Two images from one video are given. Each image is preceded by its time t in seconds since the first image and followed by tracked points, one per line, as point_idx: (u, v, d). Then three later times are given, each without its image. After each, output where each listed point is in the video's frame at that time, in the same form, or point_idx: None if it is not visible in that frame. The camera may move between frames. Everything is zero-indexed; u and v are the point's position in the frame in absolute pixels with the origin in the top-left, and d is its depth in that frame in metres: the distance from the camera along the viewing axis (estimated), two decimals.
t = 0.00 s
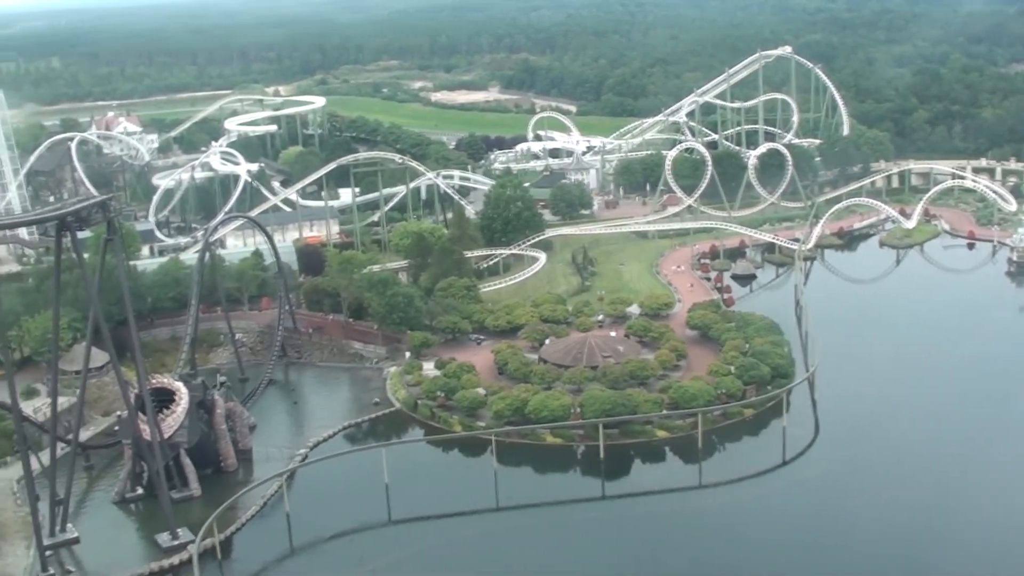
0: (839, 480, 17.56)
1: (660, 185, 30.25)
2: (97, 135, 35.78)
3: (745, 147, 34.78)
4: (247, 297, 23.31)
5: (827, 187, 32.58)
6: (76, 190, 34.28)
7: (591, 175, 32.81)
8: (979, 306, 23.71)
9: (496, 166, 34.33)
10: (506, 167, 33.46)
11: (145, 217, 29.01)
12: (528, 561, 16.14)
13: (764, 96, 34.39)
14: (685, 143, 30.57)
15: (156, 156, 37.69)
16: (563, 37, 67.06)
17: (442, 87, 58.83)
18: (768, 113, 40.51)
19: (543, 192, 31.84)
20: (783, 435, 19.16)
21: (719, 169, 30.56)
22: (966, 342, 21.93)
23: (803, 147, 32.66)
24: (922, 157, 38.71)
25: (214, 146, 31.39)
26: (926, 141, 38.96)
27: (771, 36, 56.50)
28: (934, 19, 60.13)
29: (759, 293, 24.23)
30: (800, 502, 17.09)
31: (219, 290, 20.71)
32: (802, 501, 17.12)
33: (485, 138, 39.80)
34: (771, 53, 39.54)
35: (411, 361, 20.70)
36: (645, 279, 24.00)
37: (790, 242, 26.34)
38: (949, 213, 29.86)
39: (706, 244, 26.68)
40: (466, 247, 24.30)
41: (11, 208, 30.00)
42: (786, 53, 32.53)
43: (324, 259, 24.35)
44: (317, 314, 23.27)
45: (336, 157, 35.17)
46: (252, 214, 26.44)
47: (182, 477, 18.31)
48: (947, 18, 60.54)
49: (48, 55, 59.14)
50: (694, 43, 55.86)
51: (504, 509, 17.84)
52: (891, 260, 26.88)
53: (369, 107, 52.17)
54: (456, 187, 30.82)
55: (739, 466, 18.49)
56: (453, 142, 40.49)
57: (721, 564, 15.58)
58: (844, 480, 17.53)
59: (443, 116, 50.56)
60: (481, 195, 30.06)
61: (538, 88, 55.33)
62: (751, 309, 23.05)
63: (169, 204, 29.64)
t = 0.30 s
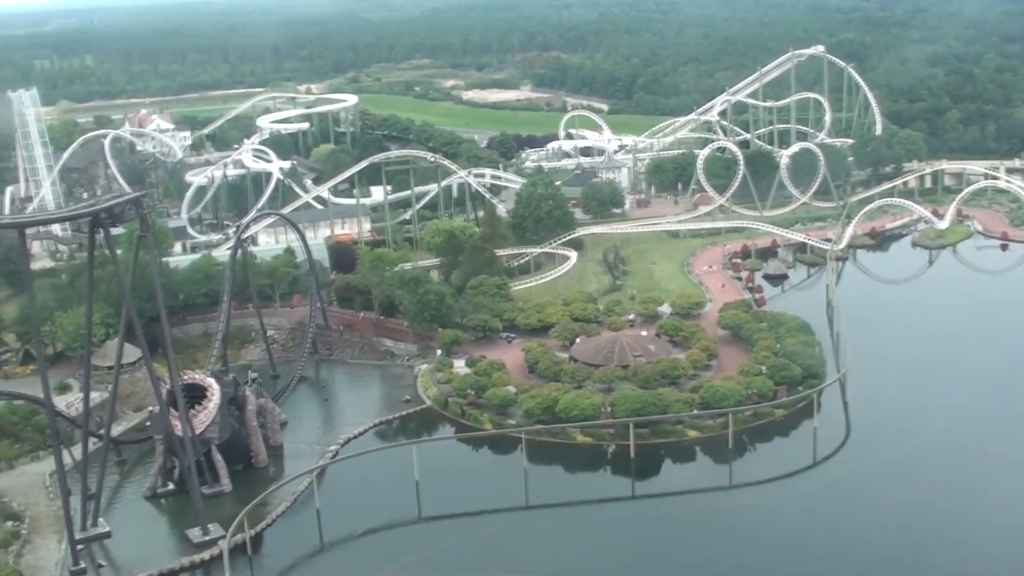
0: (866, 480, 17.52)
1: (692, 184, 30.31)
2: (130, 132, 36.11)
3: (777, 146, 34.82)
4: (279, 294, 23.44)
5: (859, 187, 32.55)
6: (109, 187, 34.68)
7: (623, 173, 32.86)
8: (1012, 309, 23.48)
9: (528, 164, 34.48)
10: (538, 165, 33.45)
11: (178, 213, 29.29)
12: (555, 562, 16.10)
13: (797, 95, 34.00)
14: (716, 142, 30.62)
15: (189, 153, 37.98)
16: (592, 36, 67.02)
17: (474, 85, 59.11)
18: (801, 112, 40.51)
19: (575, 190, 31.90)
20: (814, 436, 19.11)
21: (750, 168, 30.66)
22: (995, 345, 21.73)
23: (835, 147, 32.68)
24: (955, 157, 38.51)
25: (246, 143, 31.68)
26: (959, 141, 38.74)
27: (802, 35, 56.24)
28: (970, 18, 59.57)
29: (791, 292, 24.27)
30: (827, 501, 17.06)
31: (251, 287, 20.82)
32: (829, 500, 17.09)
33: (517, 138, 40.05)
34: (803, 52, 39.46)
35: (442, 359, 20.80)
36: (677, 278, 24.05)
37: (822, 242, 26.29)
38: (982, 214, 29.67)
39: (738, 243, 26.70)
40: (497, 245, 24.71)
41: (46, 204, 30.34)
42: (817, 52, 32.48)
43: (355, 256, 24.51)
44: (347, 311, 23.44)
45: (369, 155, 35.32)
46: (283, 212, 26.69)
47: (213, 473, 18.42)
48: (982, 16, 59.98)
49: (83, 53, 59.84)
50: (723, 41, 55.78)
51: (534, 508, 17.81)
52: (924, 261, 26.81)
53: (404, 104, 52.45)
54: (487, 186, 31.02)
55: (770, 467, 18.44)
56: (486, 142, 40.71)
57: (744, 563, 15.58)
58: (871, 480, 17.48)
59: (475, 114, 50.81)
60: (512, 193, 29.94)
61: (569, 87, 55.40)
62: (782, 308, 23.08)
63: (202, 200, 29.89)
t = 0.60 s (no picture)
0: (895, 484, 17.43)
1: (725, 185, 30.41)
2: (165, 131, 36.56)
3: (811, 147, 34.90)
4: (312, 293, 23.71)
5: (892, 189, 32.53)
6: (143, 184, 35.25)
7: (656, 174, 32.90)
8: None
9: (561, 164, 34.65)
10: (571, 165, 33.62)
11: (211, 212, 29.59)
12: (583, 561, 16.02)
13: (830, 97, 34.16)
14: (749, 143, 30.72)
15: (224, 153, 38.40)
16: (621, 37, 67.06)
17: (507, 85, 59.52)
18: (834, 113, 40.57)
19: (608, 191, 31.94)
20: (846, 439, 19.03)
21: (785, 170, 30.74)
22: None
23: (868, 148, 32.71)
24: (990, 160, 38.25)
25: (281, 143, 32.02)
26: (995, 143, 38.44)
27: (834, 35, 55.97)
28: (1007, 18, 59.04)
29: (823, 294, 24.37)
30: (854, 503, 17.00)
31: (284, 285, 20.93)
32: (860, 503, 16.97)
33: (550, 138, 40.29)
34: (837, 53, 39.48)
35: (474, 359, 20.94)
36: (709, 280, 24.15)
37: (856, 244, 26.40)
38: (1017, 217, 29.44)
39: (771, 245, 26.81)
40: (529, 245, 24.98)
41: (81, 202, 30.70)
42: (851, 53, 32.50)
43: (388, 256, 24.82)
44: (380, 311, 23.64)
45: (403, 155, 35.51)
46: (317, 211, 27.02)
47: (245, 471, 18.47)
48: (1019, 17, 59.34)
49: (120, 53, 60.69)
50: (755, 42, 55.75)
51: (565, 509, 17.75)
52: (958, 263, 26.77)
53: (438, 105, 52.86)
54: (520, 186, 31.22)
55: (802, 469, 18.36)
56: (519, 142, 40.92)
57: (772, 564, 15.50)
58: (901, 484, 17.38)
59: (507, 114, 51.12)
60: (545, 193, 30.29)
61: (601, 87, 55.54)
62: (814, 310, 23.19)
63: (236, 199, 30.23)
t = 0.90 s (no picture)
0: (920, 486, 17.37)
1: (754, 185, 30.44)
2: (195, 130, 36.91)
3: (840, 147, 34.88)
4: (340, 291, 23.83)
5: (922, 190, 32.46)
6: (173, 183, 35.72)
7: (685, 174, 32.96)
8: None
9: (591, 164, 34.78)
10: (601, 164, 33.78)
11: (240, 211, 29.86)
12: (610, 561, 15.97)
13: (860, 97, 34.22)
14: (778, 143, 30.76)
15: (253, 151, 38.69)
16: (648, 37, 67.10)
17: (536, 85, 59.78)
18: (863, 113, 40.53)
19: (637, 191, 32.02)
20: (874, 440, 18.98)
21: (815, 171, 30.75)
22: None
23: (898, 148, 32.65)
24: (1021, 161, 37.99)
25: (311, 141, 32.23)
26: None
27: (863, 34, 55.77)
28: None
29: (853, 295, 24.38)
30: (877, 504, 16.99)
31: (314, 284, 21.05)
32: (883, 505, 16.93)
33: (579, 137, 40.47)
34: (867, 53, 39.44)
35: (502, 358, 21.00)
36: (738, 280, 24.23)
37: (886, 245, 26.42)
38: None
39: (800, 246, 26.85)
40: (557, 244, 25.02)
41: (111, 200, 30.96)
42: (881, 53, 32.44)
43: (416, 255, 24.98)
44: (409, 309, 23.73)
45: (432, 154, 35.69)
46: (345, 210, 27.30)
47: (274, 469, 18.53)
48: None
49: (149, 52, 61.32)
50: (783, 42, 55.65)
51: (593, 509, 17.71)
52: (987, 264, 26.66)
53: (466, 105, 53.15)
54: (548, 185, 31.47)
55: (831, 470, 18.31)
56: (545, 141, 41.10)
57: (794, 562, 15.51)
58: (925, 487, 17.33)
59: (535, 114, 51.32)
60: (573, 193, 30.30)
61: (630, 86, 55.62)
62: (843, 311, 23.19)
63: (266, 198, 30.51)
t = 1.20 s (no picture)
0: (947, 488, 17.30)
1: (783, 185, 30.36)
2: (225, 127, 37.17)
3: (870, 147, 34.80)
4: (369, 289, 24.06)
5: (952, 190, 32.34)
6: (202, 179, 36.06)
7: (713, 173, 32.99)
8: None
9: (619, 163, 34.86)
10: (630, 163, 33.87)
11: (270, 208, 30.09)
12: (637, 559, 15.95)
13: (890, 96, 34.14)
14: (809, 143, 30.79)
15: (282, 148, 38.87)
16: (674, 33, 67.09)
17: (565, 83, 59.93)
18: (893, 112, 40.42)
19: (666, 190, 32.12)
20: (902, 442, 18.90)
21: (844, 170, 30.70)
22: None
23: (928, 148, 32.54)
24: None
25: (340, 139, 32.38)
26: None
27: (892, 31, 55.47)
28: None
29: (882, 295, 24.36)
30: (903, 504, 16.94)
31: (342, 281, 21.19)
32: (910, 507, 16.87)
33: (608, 135, 40.55)
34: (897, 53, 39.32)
35: (529, 356, 21.06)
36: (767, 279, 24.26)
37: (914, 245, 26.39)
38: None
39: (828, 245, 26.85)
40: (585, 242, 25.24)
41: (140, 197, 31.19)
42: (912, 53, 32.34)
43: (445, 252, 25.16)
44: (437, 307, 23.90)
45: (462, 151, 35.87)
46: (374, 207, 27.57)
47: (301, 465, 18.59)
48: None
49: (180, 49, 61.92)
50: (812, 40, 55.52)
51: (619, 508, 17.69)
52: (1017, 265, 26.52)
53: (496, 105, 53.38)
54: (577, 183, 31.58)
55: (858, 471, 18.25)
56: (574, 139, 41.19)
57: (818, 559, 15.53)
58: (952, 488, 17.25)
59: (565, 113, 51.48)
60: (601, 192, 30.50)
61: (659, 84, 55.64)
62: (872, 312, 23.18)
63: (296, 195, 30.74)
